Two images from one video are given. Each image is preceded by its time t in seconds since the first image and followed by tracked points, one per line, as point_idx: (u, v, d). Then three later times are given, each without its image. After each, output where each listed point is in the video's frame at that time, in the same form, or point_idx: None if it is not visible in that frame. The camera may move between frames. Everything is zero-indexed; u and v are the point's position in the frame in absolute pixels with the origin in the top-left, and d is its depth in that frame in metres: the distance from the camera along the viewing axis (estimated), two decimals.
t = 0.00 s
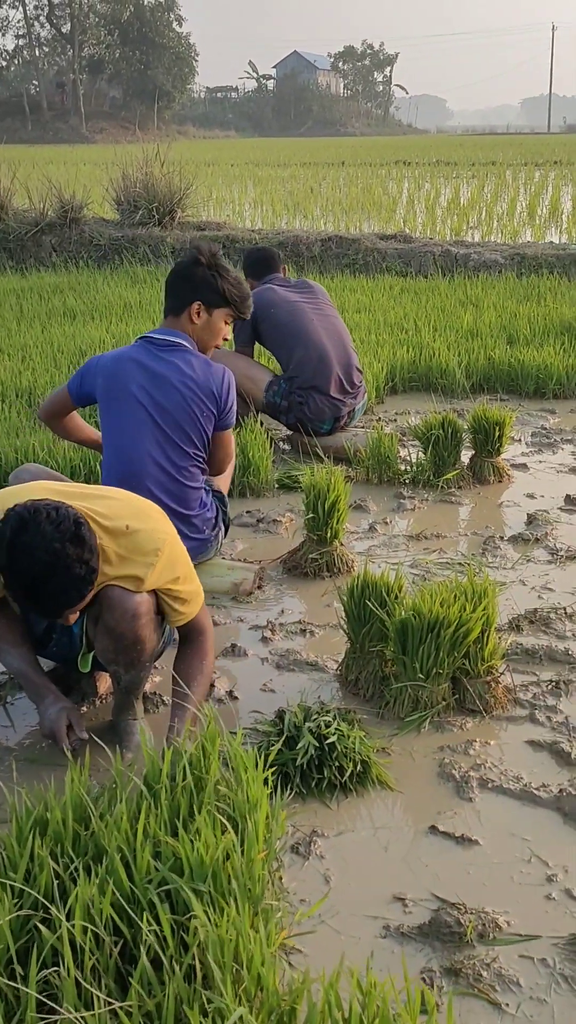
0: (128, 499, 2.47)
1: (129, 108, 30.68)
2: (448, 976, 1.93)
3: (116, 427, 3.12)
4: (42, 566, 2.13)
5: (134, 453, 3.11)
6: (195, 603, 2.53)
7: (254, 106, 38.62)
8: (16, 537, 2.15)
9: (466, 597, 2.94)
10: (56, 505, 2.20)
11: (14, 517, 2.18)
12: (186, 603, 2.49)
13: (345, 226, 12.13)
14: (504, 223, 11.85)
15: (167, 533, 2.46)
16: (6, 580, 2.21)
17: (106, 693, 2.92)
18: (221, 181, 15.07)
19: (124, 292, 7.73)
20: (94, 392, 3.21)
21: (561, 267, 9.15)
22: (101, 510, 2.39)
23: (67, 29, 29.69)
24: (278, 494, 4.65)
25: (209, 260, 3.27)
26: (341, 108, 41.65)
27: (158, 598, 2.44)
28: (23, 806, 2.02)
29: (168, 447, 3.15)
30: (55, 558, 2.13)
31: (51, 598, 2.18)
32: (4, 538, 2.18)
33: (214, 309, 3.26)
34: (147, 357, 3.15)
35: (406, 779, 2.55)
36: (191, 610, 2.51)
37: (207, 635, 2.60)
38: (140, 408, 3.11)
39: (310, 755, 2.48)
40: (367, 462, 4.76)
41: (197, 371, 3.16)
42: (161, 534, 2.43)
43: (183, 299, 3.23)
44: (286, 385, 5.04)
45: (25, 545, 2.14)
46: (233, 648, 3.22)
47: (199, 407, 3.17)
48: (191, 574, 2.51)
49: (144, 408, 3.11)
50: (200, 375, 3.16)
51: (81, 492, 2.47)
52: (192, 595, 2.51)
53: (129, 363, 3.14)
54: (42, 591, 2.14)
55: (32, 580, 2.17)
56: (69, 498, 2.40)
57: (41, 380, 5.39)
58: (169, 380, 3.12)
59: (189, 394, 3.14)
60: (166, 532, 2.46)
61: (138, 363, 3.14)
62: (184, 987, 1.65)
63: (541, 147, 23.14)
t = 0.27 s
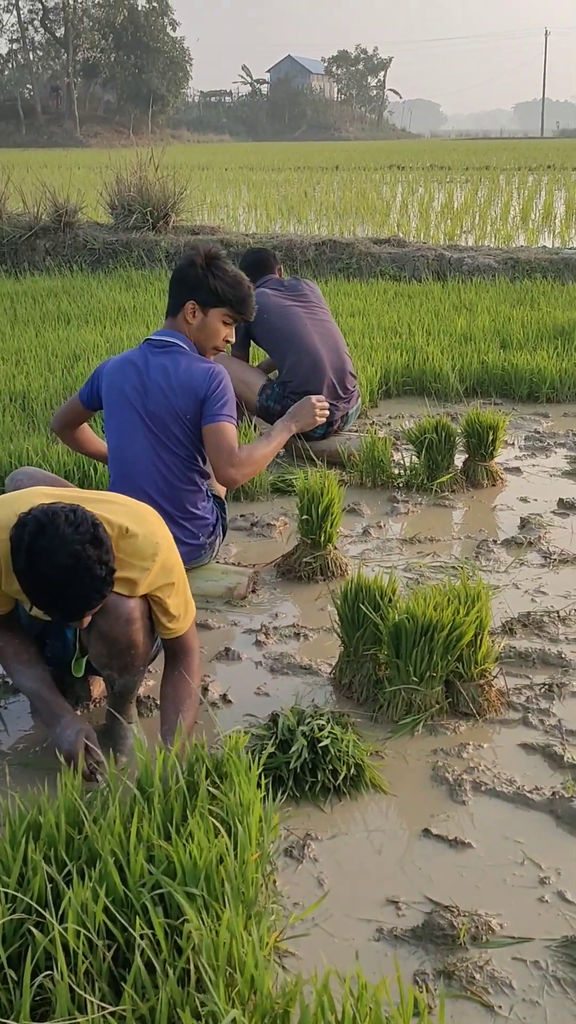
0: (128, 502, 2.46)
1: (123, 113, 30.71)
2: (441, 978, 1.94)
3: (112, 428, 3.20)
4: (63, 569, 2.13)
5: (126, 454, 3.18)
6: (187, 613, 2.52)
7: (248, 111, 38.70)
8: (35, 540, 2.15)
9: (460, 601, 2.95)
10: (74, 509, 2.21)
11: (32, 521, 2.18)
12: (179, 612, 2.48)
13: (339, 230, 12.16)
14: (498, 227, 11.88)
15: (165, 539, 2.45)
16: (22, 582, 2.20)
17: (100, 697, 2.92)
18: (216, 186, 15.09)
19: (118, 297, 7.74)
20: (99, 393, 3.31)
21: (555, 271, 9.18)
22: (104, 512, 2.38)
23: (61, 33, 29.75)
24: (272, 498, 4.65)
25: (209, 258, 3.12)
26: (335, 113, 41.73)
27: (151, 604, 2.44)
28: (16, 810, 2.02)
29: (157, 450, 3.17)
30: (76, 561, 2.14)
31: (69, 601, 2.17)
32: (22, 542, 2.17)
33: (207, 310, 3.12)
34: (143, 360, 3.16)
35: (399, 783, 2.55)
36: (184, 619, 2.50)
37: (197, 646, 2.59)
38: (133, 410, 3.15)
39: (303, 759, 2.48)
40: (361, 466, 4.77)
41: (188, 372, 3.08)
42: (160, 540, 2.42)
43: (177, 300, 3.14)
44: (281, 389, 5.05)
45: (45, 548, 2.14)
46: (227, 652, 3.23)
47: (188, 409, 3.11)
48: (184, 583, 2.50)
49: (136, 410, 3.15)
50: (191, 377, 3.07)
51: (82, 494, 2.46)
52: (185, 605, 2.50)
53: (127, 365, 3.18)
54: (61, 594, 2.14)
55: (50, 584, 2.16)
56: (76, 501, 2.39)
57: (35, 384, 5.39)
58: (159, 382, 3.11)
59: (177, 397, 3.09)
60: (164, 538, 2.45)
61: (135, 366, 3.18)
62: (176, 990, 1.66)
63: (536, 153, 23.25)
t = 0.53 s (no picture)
0: (124, 509, 2.48)
1: (119, 117, 30.75)
2: (437, 981, 1.94)
3: (112, 431, 3.22)
4: (57, 573, 2.14)
5: (122, 458, 3.19)
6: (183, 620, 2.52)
7: (244, 115, 38.76)
8: (29, 544, 2.16)
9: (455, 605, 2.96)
10: (68, 512, 2.21)
11: (25, 524, 2.18)
12: (175, 618, 2.49)
13: (334, 234, 12.18)
14: (493, 232, 11.91)
15: (161, 544, 2.47)
16: (16, 586, 2.20)
17: (96, 701, 2.93)
18: (212, 190, 15.12)
19: (113, 301, 7.75)
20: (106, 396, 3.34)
21: (550, 275, 9.21)
22: (101, 517, 2.40)
23: (56, 38, 29.78)
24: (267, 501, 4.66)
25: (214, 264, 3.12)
26: (330, 117, 41.81)
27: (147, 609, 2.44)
28: (13, 814, 2.02)
29: (152, 455, 3.16)
30: (69, 565, 2.14)
31: (63, 605, 2.18)
32: (15, 545, 2.17)
33: (211, 315, 3.11)
34: (147, 365, 3.15)
35: (396, 786, 2.56)
36: (180, 626, 2.51)
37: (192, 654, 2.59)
38: (132, 413, 3.15)
39: (300, 762, 2.48)
40: (357, 470, 4.78)
41: (186, 381, 3.02)
42: (157, 545, 2.44)
43: (183, 307, 3.15)
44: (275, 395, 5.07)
45: (39, 552, 2.14)
46: (223, 655, 3.23)
47: (184, 418, 3.07)
48: (181, 590, 2.51)
49: (135, 415, 3.15)
50: (187, 385, 3.02)
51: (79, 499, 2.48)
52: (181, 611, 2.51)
53: (132, 369, 3.19)
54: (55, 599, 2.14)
55: (44, 588, 2.16)
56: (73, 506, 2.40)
57: (31, 388, 5.40)
58: (157, 389, 3.08)
59: (172, 405, 3.06)
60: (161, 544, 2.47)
61: (139, 371, 3.17)
62: (173, 993, 1.66)
63: (531, 157, 23.30)
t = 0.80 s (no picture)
0: (116, 510, 2.48)
1: (115, 120, 30.78)
2: (434, 985, 1.94)
3: (123, 434, 3.21)
4: (43, 580, 2.15)
5: (130, 461, 3.17)
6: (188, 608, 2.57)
7: (240, 119, 38.81)
8: (14, 551, 2.16)
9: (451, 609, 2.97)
10: (53, 516, 2.21)
11: (9, 529, 2.18)
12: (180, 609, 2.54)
13: (331, 237, 12.19)
14: (489, 235, 11.93)
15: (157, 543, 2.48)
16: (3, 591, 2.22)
17: (93, 705, 2.92)
18: (208, 193, 15.13)
19: (110, 304, 7.75)
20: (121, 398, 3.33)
21: (546, 279, 9.23)
22: (94, 521, 2.39)
23: (53, 42, 29.80)
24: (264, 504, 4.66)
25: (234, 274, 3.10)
26: (326, 121, 41.88)
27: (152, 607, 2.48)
28: (9, 818, 2.02)
29: (159, 461, 3.14)
30: (55, 572, 2.15)
31: (51, 610, 2.20)
32: (1, 551, 2.18)
33: (230, 326, 3.10)
34: (161, 370, 3.14)
35: (393, 789, 2.56)
36: (187, 609, 2.56)
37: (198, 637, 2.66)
38: (143, 418, 3.14)
39: (296, 765, 2.48)
40: (354, 473, 4.78)
41: (200, 388, 3.00)
42: (154, 546, 2.45)
43: (201, 318, 3.13)
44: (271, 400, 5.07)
45: (25, 559, 2.15)
46: (219, 658, 3.23)
47: (195, 425, 3.04)
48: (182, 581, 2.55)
49: (147, 419, 3.14)
50: (201, 393, 3.00)
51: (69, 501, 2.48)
52: (185, 601, 2.55)
53: (147, 374, 3.18)
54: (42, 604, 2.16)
55: (31, 594, 2.18)
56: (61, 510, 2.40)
57: (27, 392, 5.39)
58: (171, 395, 3.06)
59: (185, 411, 3.04)
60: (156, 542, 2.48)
61: (153, 376, 3.16)
62: (169, 997, 1.66)
63: (527, 161, 23.33)
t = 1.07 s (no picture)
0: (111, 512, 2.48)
1: (112, 123, 30.81)
2: (431, 988, 1.94)
3: (129, 438, 3.19)
4: (35, 576, 2.15)
5: (136, 467, 3.17)
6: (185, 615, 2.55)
7: (237, 122, 38.86)
8: (6, 549, 2.16)
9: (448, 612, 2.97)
10: (46, 514, 2.21)
11: (3, 527, 2.19)
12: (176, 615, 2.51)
13: (327, 240, 12.21)
14: (486, 238, 11.95)
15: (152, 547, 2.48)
16: None
17: (89, 708, 2.92)
18: (205, 196, 15.14)
19: (107, 307, 7.75)
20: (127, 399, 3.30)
21: (542, 282, 9.24)
22: (89, 522, 2.40)
23: (50, 45, 29.82)
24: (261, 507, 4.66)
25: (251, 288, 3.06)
26: (323, 124, 41.94)
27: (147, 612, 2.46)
28: (5, 821, 2.02)
29: (167, 469, 3.13)
30: (46, 569, 2.15)
31: (45, 608, 2.20)
32: None
33: (242, 341, 3.06)
34: (170, 378, 3.11)
35: (389, 792, 2.56)
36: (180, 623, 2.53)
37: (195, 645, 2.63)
38: (151, 425, 3.12)
39: (293, 769, 2.48)
40: (350, 476, 4.78)
41: (212, 401, 2.99)
42: (148, 548, 2.44)
43: (212, 329, 3.09)
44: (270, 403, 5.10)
45: (17, 556, 2.15)
46: (216, 661, 3.23)
47: (205, 438, 3.04)
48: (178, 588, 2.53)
49: (156, 427, 3.12)
50: (213, 407, 2.98)
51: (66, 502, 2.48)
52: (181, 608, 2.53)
53: (156, 379, 3.15)
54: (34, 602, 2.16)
55: (25, 591, 2.18)
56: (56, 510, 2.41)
57: (24, 394, 5.39)
58: (181, 405, 3.04)
59: (195, 424, 3.02)
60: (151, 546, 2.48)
61: (162, 383, 3.13)
62: (166, 1002, 1.66)
63: (523, 163, 23.34)
